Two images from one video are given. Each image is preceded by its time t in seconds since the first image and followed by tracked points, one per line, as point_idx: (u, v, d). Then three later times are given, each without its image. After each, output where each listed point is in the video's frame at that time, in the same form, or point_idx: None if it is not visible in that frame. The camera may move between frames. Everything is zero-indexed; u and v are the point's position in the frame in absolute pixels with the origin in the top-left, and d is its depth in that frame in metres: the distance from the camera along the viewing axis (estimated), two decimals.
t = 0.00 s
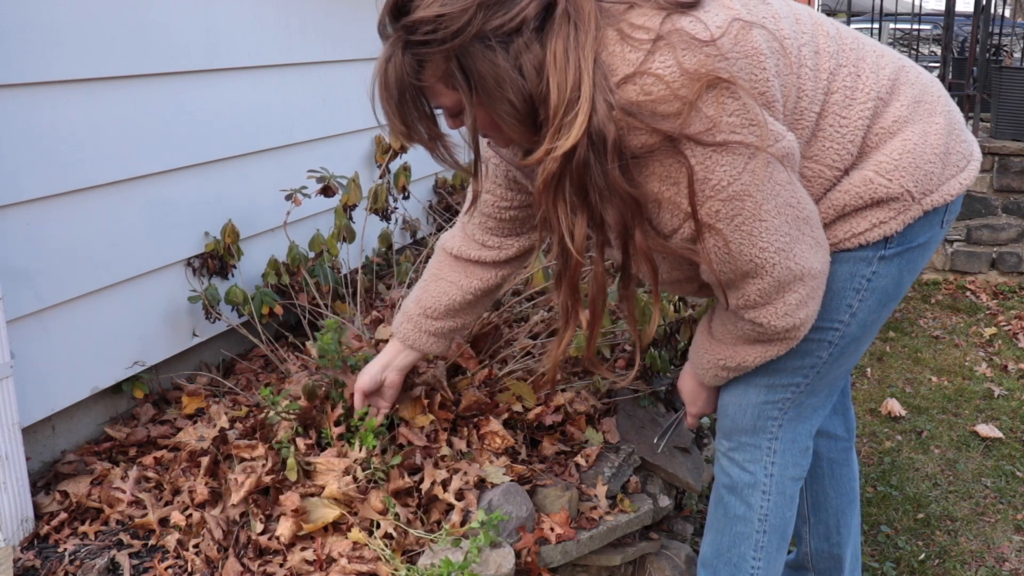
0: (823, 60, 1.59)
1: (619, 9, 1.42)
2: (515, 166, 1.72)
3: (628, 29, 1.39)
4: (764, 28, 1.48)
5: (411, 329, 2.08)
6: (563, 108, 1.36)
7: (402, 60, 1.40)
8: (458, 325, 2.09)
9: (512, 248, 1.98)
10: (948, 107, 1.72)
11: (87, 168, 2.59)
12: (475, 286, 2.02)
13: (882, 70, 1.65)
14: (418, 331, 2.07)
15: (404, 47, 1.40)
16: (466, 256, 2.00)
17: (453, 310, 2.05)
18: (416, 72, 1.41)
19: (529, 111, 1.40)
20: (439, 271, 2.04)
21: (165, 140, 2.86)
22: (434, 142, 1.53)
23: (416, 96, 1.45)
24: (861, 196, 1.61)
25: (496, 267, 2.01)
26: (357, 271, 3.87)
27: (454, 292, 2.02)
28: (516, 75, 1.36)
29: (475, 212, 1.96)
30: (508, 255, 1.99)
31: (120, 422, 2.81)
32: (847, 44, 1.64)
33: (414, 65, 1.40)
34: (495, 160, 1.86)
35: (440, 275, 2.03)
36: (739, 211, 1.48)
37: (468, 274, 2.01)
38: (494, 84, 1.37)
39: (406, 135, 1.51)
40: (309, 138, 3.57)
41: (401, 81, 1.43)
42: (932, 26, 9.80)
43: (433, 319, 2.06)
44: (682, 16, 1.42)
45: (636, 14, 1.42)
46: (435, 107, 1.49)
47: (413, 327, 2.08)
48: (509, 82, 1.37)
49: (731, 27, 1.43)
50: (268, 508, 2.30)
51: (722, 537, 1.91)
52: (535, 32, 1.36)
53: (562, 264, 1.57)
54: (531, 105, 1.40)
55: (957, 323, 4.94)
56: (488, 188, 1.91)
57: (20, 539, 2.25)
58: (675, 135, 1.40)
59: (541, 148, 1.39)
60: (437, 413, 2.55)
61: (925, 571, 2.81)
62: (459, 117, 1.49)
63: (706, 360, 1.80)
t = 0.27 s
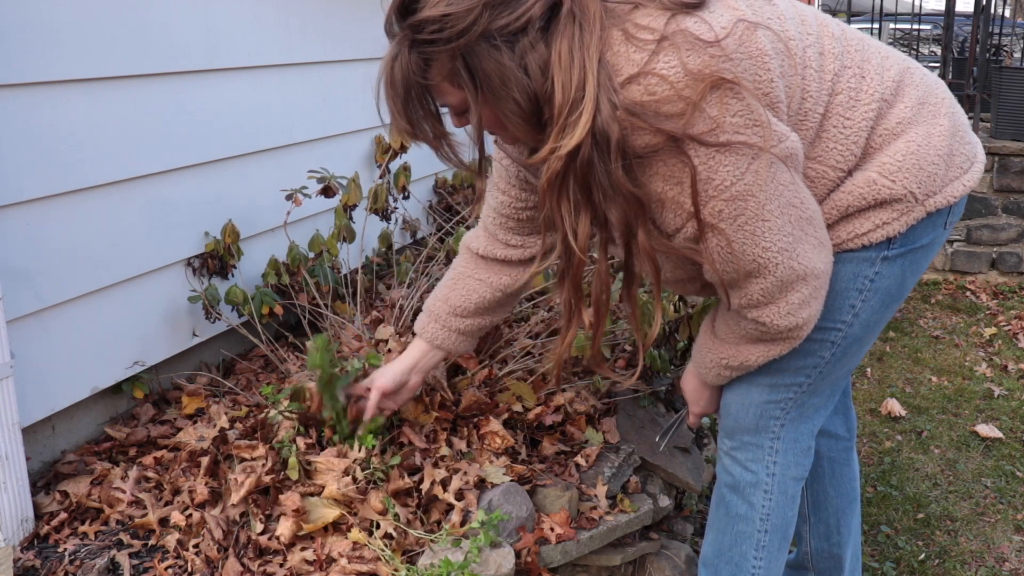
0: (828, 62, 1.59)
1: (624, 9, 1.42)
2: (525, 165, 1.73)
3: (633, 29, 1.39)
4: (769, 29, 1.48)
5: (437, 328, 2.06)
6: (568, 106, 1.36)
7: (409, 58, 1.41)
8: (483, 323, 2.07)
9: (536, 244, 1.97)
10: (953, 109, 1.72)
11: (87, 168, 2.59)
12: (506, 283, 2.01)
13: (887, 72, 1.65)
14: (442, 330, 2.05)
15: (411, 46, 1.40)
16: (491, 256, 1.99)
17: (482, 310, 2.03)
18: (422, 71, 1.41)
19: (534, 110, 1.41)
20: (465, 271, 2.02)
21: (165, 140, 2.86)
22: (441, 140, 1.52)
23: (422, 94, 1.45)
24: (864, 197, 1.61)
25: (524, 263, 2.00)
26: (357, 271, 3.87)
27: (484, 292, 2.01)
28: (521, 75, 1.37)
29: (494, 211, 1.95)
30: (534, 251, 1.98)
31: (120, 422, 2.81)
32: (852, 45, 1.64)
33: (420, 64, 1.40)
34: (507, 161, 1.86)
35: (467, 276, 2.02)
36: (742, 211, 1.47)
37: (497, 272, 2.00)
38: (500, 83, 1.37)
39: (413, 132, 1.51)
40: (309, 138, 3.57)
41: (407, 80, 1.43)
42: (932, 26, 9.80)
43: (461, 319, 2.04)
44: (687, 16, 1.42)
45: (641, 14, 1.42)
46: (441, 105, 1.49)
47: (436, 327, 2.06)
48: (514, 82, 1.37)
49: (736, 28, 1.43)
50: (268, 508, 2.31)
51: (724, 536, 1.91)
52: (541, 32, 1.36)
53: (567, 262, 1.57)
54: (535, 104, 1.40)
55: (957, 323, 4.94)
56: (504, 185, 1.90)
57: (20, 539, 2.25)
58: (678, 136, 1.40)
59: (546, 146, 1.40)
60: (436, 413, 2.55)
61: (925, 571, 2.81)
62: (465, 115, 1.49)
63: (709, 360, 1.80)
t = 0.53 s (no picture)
0: (835, 61, 1.59)
1: (631, 4, 1.43)
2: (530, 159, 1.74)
3: (639, 24, 1.40)
4: (775, 27, 1.48)
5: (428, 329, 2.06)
6: (573, 99, 1.37)
7: (416, 51, 1.41)
8: (476, 324, 2.07)
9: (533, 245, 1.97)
10: (959, 112, 1.72)
11: (87, 168, 2.59)
12: (498, 283, 2.00)
13: (893, 73, 1.65)
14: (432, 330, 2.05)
15: (419, 38, 1.41)
16: (487, 254, 2.00)
17: (474, 311, 2.03)
18: (430, 62, 1.42)
19: (540, 103, 1.42)
20: (463, 267, 2.03)
21: (165, 140, 2.86)
22: (448, 130, 1.54)
23: (430, 85, 1.46)
24: (868, 198, 1.61)
25: (519, 265, 2.00)
26: (357, 271, 3.87)
27: (476, 292, 2.01)
28: (527, 67, 1.38)
29: (495, 207, 1.96)
30: (530, 252, 1.98)
31: (120, 422, 2.81)
32: (859, 45, 1.64)
33: (428, 55, 1.41)
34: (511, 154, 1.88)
35: (463, 273, 2.02)
36: (744, 207, 1.47)
37: (491, 272, 2.00)
38: (506, 76, 1.38)
39: (420, 123, 1.52)
40: (309, 138, 3.57)
41: (415, 72, 1.44)
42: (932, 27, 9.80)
43: (452, 319, 2.04)
44: (693, 13, 1.43)
45: (648, 10, 1.43)
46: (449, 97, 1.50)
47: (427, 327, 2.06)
48: (521, 74, 1.38)
49: (741, 26, 1.43)
50: (268, 508, 2.31)
51: (727, 536, 1.91)
52: (547, 24, 1.37)
53: (568, 250, 1.59)
54: (541, 97, 1.41)
55: (957, 323, 4.94)
56: (506, 180, 1.92)
57: (20, 539, 2.25)
58: (681, 130, 1.40)
59: (551, 138, 1.41)
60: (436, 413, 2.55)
61: (925, 571, 2.81)
62: (472, 107, 1.49)
63: (712, 358, 1.80)
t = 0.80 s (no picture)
0: (846, 62, 1.59)
1: None
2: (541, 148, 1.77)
3: (653, 19, 1.39)
4: (789, 26, 1.48)
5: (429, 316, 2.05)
6: (585, 90, 1.37)
7: (430, 37, 1.41)
8: (478, 313, 2.07)
9: (538, 234, 1.98)
10: (968, 117, 1.72)
11: (87, 168, 2.59)
12: (502, 271, 2.01)
13: (904, 76, 1.65)
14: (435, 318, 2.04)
15: (433, 24, 1.41)
16: (491, 242, 2.00)
17: (476, 299, 2.03)
18: (444, 49, 1.42)
19: (552, 93, 1.42)
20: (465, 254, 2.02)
21: (165, 140, 2.85)
22: (460, 117, 1.54)
23: (443, 72, 1.46)
24: (876, 199, 1.61)
25: (522, 254, 2.01)
26: (357, 271, 3.87)
27: (479, 280, 2.00)
28: (541, 56, 1.38)
29: (501, 196, 1.96)
30: (535, 241, 1.99)
31: (120, 422, 2.81)
32: (870, 47, 1.64)
33: (442, 42, 1.41)
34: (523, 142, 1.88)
35: (467, 260, 2.01)
36: (752, 204, 1.47)
37: (495, 260, 2.00)
38: (519, 65, 1.38)
39: (432, 108, 1.52)
40: (309, 138, 3.57)
41: (428, 58, 1.44)
42: (932, 27, 9.80)
43: (454, 306, 2.03)
44: (708, 9, 1.42)
45: (663, 5, 1.42)
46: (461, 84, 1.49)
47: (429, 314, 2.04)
48: (534, 63, 1.38)
49: (756, 24, 1.42)
50: (268, 508, 2.31)
51: (729, 537, 1.91)
52: (562, 15, 1.37)
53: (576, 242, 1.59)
54: (553, 87, 1.41)
55: (957, 323, 4.94)
56: (516, 168, 1.92)
57: (20, 539, 2.25)
58: (692, 126, 1.40)
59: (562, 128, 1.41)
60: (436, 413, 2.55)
61: (925, 571, 2.81)
62: (483, 95, 1.49)
63: (717, 357, 1.79)
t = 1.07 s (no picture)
0: (853, 63, 1.59)
1: None
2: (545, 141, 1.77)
3: (664, 13, 1.40)
4: (799, 25, 1.48)
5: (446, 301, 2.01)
6: (595, 82, 1.37)
7: (440, 27, 1.42)
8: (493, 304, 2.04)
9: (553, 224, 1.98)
10: (973, 119, 1.72)
11: (86, 168, 2.59)
12: (521, 261, 1.99)
13: (911, 77, 1.65)
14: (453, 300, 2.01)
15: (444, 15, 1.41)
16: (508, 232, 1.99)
17: (494, 288, 2.01)
18: (453, 39, 1.42)
19: (561, 85, 1.42)
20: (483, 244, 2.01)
21: (165, 140, 2.86)
22: (469, 108, 1.53)
23: (452, 63, 1.46)
24: (880, 200, 1.61)
25: (540, 245, 2.00)
26: (357, 271, 3.87)
27: (497, 268, 1.99)
28: (550, 48, 1.38)
29: (513, 191, 1.97)
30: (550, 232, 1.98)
31: (120, 422, 2.81)
32: (878, 47, 1.64)
33: (452, 32, 1.41)
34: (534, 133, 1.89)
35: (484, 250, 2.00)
36: (759, 201, 1.47)
37: (513, 250, 1.99)
38: (529, 55, 1.39)
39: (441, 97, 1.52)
40: (310, 138, 3.57)
41: (438, 48, 1.44)
42: (932, 27, 9.80)
43: (472, 293, 2.00)
44: (718, 5, 1.42)
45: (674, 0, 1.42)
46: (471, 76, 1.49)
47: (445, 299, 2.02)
48: (544, 54, 1.38)
49: (766, 21, 1.42)
50: (268, 508, 2.31)
51: (731, 537, 1.91)
52: (572, 8, 1.38)
53: (583, 238, 1.58)
54: (562, 79, 1.41)
55: (957, 323, 4.94)
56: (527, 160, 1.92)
57: (20, 539, 2.25)
58: (700, 122, 1.41)
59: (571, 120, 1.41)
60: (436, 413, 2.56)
61: (925, 571, 2.81)
62: (493, 86, 1.49)
63: (720, 356, 1.79)
